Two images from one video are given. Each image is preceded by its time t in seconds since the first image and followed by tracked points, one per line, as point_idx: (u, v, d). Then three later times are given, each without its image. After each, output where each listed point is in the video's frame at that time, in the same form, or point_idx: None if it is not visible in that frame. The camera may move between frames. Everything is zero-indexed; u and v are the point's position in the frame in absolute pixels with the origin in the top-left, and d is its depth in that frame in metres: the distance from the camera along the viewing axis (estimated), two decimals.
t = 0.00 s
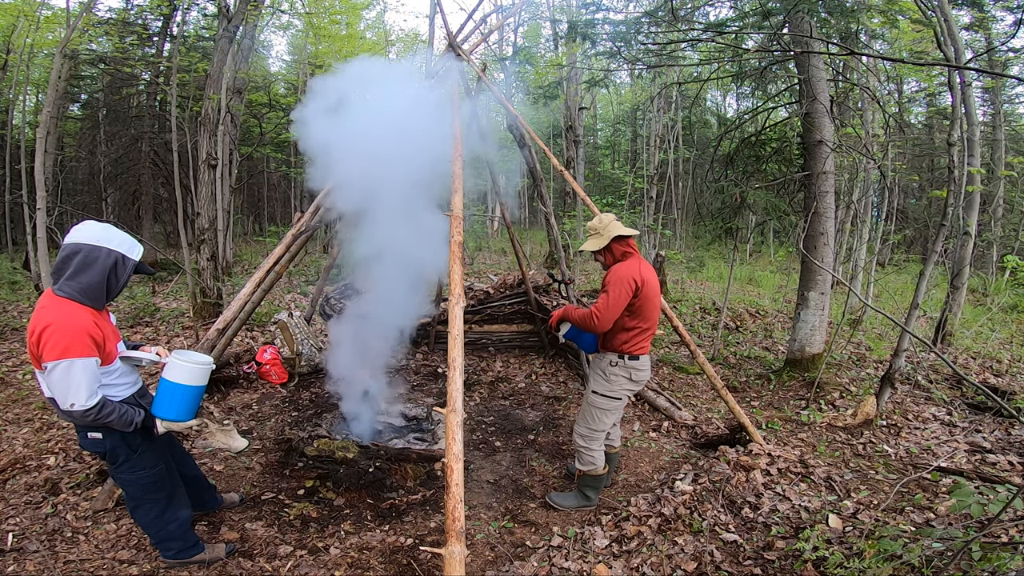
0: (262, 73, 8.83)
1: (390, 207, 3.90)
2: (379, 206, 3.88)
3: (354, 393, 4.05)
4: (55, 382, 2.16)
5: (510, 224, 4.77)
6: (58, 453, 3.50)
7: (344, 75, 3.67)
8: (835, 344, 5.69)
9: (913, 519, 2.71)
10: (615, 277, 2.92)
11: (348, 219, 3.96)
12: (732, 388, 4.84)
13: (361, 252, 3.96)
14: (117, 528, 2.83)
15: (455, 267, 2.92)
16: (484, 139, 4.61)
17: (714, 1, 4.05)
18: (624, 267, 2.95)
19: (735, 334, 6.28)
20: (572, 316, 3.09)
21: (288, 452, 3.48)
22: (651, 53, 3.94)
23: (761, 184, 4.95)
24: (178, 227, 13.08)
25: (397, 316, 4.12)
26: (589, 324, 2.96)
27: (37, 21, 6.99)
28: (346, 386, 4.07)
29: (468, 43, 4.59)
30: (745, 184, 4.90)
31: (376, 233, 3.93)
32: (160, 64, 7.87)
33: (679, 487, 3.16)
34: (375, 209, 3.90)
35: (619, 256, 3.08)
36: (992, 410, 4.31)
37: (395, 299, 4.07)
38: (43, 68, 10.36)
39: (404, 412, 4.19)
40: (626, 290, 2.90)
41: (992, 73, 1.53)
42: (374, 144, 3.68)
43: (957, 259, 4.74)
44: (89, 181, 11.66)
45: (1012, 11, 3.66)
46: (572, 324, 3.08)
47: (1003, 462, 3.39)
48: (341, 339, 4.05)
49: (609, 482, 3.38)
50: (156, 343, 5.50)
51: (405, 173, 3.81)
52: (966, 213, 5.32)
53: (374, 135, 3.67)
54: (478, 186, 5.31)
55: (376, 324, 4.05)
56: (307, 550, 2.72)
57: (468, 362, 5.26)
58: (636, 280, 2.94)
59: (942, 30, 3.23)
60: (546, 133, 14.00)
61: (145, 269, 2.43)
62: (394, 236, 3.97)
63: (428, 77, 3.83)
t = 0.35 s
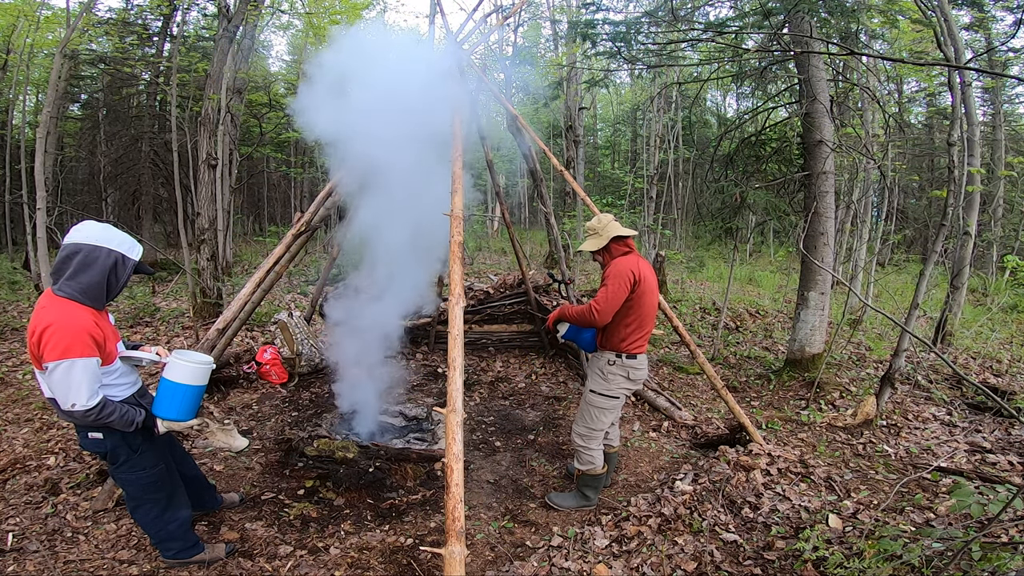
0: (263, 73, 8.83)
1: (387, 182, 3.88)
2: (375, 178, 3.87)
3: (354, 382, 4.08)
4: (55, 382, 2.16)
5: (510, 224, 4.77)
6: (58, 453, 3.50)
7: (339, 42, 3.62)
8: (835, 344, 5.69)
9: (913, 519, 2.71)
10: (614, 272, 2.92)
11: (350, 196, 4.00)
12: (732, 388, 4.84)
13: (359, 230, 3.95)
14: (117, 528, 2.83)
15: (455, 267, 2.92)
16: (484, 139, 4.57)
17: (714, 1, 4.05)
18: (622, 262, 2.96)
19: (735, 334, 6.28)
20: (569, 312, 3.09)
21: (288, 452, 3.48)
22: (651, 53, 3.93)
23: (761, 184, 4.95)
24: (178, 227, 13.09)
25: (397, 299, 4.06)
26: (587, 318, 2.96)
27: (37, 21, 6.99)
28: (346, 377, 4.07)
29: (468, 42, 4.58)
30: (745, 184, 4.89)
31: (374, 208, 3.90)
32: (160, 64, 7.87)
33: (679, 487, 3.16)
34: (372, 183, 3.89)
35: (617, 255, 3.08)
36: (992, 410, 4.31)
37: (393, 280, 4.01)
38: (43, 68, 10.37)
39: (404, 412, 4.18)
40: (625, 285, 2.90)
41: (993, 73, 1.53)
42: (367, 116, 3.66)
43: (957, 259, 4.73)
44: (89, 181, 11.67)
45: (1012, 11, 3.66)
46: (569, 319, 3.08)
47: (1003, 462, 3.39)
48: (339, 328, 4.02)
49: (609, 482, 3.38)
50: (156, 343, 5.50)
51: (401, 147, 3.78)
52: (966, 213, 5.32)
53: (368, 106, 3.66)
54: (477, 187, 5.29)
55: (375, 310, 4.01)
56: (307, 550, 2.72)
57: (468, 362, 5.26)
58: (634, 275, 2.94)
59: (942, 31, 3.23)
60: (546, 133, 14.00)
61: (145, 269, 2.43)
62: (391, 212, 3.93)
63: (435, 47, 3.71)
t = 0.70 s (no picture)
0: (263, 73, 8.83)
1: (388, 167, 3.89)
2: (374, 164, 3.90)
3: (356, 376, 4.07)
4: (55, 382, 2.16)
5: (509, 224, 4.78)
6: (58, 453, 3.50)
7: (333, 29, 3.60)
8: (835, 344, 5.69)
9: (913, 519, 2.71)
10: (609, 274, 2.93)
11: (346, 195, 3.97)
12: (732, 388, 4.84)
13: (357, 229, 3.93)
14: (117, 528, 2.83)
15: (455, 266, 2.92)
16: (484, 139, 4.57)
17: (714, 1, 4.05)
18: (618, 263, 2.96)
19: (735, 334, 6.28)
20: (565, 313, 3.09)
21: (288, 452, 3.48)
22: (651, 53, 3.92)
23: (761, 184, 4.95)
24: (178, 226, 13.11)
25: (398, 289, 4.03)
26: (582, 320, 2.96)
27: (37, 21, 7.00)
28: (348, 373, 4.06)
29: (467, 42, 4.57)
30: (744, 184, 4.89)
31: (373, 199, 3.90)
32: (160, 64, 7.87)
33: (679, 487, 3.16)
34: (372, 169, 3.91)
35: (614, 256, 3.08)
36: (992, 410, 4.31)
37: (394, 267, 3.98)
38: (44, 68, 10.38)
39: (405, 413, 4.19)
40: (619, 287, 2.90)
41: (993, 73, 1.53)
42: (363, 101, 3.66)
43: (957, 259, 4.73)
44: (89, 181, 11.68)
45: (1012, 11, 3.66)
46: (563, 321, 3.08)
47: (1003, 462, 3.39)
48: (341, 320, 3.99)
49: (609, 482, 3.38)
50: (156, 343, 5.50)
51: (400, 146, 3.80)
52: (966, 213, 5.32)
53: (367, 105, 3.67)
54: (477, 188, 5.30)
55: (376, 300, 3.97)
56: (307, 550, 2.72)
57: (468, 362, 5.26)
58: (630, 276, 2.94)
59: (942, 31, 3.23)
60: (546, 133, 14.01)
61: (146, 269, 2.44)
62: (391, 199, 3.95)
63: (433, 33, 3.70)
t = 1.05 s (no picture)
0: (263, 73, 8.83)
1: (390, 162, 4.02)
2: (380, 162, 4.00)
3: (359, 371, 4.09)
4: (56, 382, 2.16)
5: (510, 224, 4.77)
6: (58, 453, 3.50)
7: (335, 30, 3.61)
8: (835, 344, 5.69)
9: (913, 519, 2.71)
10: (606, 272, 2.93)
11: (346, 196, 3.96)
12: (732, 388, 4.84)
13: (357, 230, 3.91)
14: (117, 528, 2.83)
15: (455, 266, 2.93)
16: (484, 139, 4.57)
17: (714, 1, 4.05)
18: (616, 261, 2.96)
19: (735, 335, 6.28)
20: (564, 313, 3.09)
21: (288, 452, 3.48)
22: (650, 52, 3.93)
23: (761, 184, 4.95)
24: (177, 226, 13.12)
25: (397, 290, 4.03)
26: (582, 319, 2.97)
27: (37, 21, 7.01)
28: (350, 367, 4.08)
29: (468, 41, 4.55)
30: (745, 184, 4.89)
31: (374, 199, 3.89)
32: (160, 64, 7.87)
33: (679, 487, 3.16)
34: (375, 166, 4.02)
35: (610, 255, 3.08)
36: (992, 410, 4.31)
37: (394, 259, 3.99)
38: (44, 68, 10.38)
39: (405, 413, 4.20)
40: (618, 285, 2.90)
41: (993, 73, 1.52)
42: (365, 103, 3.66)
43: (957, 259, 4.73)
44: (89, 181, 11.68)
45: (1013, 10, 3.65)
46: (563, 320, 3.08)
47: (1003, 462, 3.39)
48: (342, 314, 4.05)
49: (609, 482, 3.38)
50: (156, 343, 5.50)
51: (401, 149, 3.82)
52: (966, 213, 5.32)
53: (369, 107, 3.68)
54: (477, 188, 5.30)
55: (376, 300, 3.97)
56: (307, 550, 2.72)
57: (468, 362, 5.26)
58: (627, 275, 2.94)
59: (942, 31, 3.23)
60: (546, 133, 14.01)
61: (147, 269, 2.43)
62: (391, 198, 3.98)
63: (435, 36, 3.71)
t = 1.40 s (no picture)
0: (262, 74, 8.83)
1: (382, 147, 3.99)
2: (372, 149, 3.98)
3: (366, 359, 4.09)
4: (57, 383, 2.16)
5: (510, 224, 4.77)
6: (58, 453, 3.50)
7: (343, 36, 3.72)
8: (835, 344, 5.69)
9: (913, 519, 2.71)
10: (603, 274, 2.92)
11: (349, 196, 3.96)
12: (732, 388, 4.84)
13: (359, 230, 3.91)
14: (117, 528, 2.83)
15: (455, 267, 2.93)
16: (485, 139, 4.58)
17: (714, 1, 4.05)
18: (614, 262, 2.96)
19: (735, 334, 6.28)
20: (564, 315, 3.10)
21: (288, 452, 3.48)
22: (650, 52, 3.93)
23: (761, 184, 4.95)
24: (177, 227, 13.11)
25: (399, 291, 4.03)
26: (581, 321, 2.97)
27: (37, 21, 7.01)
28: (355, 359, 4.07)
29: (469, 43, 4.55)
30: (744, 184, 4.89)
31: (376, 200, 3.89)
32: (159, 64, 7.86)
33: (679, 487, 3.16)
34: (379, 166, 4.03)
35: (607, 255, 3.08)
36: (992, 410, 4.31)
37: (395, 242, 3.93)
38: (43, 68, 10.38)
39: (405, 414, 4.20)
40: (617, 285, 2.90)
41: (993, 73, 1.52)
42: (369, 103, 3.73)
43: (957, 259, 4.73)
44: (89, 181, 11.69)
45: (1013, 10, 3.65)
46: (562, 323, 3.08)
47: (1003, 462, 3.40)
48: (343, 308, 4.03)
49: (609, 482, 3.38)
50: (156, 343, 5.50)
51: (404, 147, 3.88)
52: (965, 213, 5.32)
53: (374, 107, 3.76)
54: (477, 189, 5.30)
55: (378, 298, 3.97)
56: (307, 550, 2.72)
57: (468, 362, 5.26)
58: (627, 275, 2.94)
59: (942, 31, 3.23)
60: (546, 133, 14.00)
61: (148, 269, 2.43)
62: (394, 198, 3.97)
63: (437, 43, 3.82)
